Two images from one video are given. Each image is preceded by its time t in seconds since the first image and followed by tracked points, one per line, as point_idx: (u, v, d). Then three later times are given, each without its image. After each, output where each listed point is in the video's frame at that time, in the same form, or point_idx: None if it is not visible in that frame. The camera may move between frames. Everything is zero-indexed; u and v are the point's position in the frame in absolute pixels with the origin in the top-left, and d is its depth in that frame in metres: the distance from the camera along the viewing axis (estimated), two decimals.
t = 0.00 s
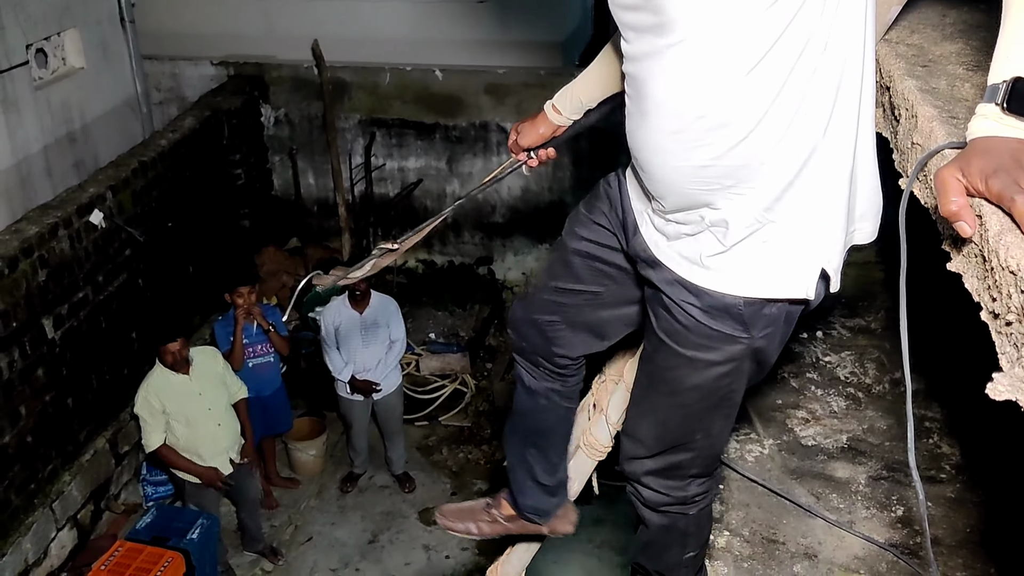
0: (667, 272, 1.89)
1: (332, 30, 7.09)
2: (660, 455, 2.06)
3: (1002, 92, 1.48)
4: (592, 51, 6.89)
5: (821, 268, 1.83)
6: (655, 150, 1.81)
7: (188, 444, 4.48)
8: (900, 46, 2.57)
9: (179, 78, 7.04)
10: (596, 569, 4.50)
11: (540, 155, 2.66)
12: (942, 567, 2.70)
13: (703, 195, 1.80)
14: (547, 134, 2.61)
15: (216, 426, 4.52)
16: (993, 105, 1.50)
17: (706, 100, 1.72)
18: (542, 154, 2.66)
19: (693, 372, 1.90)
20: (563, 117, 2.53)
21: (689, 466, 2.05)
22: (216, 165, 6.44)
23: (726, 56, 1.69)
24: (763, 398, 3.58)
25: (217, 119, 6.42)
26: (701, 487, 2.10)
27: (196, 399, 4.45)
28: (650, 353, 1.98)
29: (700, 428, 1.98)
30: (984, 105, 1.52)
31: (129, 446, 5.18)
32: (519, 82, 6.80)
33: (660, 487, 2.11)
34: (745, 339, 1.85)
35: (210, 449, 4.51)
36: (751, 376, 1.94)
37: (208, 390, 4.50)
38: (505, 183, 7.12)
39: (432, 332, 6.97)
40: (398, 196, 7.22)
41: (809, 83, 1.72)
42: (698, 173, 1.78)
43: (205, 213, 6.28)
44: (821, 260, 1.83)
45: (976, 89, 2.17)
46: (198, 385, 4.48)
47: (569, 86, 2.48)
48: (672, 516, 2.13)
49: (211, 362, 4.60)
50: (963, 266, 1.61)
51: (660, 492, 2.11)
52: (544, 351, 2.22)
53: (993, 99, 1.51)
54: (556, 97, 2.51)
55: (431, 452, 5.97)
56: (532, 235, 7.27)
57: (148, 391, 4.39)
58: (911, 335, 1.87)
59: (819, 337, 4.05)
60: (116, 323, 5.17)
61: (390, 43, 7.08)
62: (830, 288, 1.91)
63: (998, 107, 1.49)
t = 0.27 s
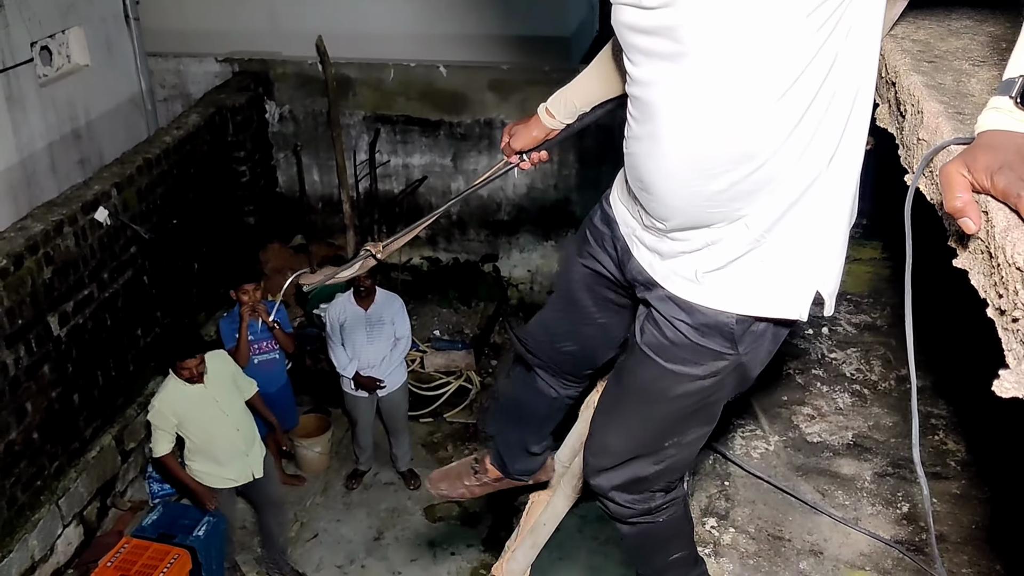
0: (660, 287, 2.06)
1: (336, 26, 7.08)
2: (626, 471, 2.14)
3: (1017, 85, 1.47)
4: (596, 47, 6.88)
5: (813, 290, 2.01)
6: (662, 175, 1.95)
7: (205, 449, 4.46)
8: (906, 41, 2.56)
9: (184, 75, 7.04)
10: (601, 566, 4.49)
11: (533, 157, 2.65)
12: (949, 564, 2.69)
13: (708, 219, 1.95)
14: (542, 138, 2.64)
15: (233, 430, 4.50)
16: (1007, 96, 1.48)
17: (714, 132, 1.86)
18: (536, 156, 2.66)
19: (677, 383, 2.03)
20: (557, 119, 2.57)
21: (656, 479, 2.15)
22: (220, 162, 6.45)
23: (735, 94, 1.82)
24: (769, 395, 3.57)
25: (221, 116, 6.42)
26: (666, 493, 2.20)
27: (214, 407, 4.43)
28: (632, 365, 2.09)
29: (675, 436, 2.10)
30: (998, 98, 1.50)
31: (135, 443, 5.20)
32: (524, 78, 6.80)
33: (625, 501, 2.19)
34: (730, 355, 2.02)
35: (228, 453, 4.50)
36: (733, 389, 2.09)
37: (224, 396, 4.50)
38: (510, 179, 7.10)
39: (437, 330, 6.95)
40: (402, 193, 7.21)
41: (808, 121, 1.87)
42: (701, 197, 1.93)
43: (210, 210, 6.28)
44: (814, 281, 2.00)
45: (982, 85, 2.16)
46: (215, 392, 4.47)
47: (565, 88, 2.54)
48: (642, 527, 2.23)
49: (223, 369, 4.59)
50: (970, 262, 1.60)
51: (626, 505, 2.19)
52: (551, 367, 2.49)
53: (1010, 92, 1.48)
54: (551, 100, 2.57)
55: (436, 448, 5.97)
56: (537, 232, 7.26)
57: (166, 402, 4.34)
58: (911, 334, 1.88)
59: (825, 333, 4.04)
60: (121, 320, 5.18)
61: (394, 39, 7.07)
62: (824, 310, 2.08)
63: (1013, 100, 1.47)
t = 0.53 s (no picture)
0: (660, 310, 2.13)
1: (342, 23, 7.08)
2: (605, 488, 2.23)
3: None
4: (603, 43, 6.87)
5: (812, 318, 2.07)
6: (672, 207, 2.00)
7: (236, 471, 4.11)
8: (914, 37, 2.56)
9: (190, 72, 7.05)
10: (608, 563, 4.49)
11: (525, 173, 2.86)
12: (956, 560, 2.69)
13: (711, 249, 2.01)
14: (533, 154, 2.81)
15: (263, 454, 4.08)
16: (1019, 90, 1.47)
17: (724, 169, 1.91)
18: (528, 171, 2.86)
19: (667, 401, 2.09)
20: (549, 140, 2.73)
21: (635, 499, 2.24)
22: (227, 159, 6.46)
23: (749, 133, 1.87)
24: (778, 392, 3.56)
25: (228, 113, 6.42)
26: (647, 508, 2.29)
27: (248, 421, 4.03)
28: (625, 380, 2.15)
29: (658, 455, 2.19)
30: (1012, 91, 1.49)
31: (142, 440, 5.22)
32: (529, 75, 6.79)
33: (607, 513, 2.28)
34: (724, 376, 2.08)
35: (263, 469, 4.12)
36: (723, 411, 2.16)
37: (260, 414, 4.08)
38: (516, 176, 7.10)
39: (443, 327, 6.99)
40: (408, 190, 7.21)
41: (817, 159, 1.93)
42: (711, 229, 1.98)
43: (217, 207, 6.30)
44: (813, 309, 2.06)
45: (990, 80, 2.16)
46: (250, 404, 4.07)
47: (556, 111, 2.69)
48: (626, 536, 2.35)
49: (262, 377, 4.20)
50: (978, 257, 1.60)
51: (608, 517, 2.29)
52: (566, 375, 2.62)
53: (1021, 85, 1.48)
54: (541, 121, 2.72)
55: (442, 445, 5.98)
56: (543, 229, 7.25)
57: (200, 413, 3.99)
58: (917, 332, 1.88)
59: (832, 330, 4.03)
60: (128, 317, 5.20)
61: (400, 36, 7.06)
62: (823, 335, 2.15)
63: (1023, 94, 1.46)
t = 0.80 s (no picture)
0: (671, 317, 2.14)
1: (347, 21, 7.08)
2: (608, 490, 2.23)
3: None
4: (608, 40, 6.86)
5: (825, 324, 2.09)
6: (685, 217, 2.03)
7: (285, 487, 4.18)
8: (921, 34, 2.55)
9: (196, 69, 7.06)
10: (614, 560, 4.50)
11: (532, 191, 2.84)
12: (963, 556, 2.68)
13: (724, 256, 2.04)
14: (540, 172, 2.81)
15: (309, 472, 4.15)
16: None
17: (736, 179, 1.93)
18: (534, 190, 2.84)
19: (675, 402, 2.12)
20: (557, 154, 2.73)
21: (636, 501, 2.24)
22: (232, 157, 6.47)
23: (762, 144, 1.90)
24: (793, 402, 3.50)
25: (233, 111, 6.43)
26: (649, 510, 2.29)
27: (296, 447, 4.07)
28: (632, 381, 2.16)
29: (663, 456, 2.21)
30: None
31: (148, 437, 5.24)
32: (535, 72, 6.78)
33: (609, 515, 2.28)
34: (734, 380, 2.11)
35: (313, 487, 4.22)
36: (730, 417, 2.19)
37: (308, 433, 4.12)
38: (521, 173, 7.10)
39: (449, 324, 7.01)
40: (414, 187, 7.21)
41: (828, 168, 1.95)
42: (723, 237, 2.01)
43: (222, 205, 6.31)
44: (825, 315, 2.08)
45: (998, 77, 2.15)
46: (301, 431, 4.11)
47: (565, 125, 2.71)
48: (628, 537, 2.34)
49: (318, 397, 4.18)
50: (987, 254, 1.59)
51: (609, 519, 2.29)
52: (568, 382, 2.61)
53: None
54: (550, 135, 2.73)
55: (447, 442, 5.99)
56: (549, 226, 7.25)
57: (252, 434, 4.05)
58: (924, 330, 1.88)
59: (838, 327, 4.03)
60: (135, 314, 5.21)
61: (405, 34, 7.06)
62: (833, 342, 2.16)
63: None
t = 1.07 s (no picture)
0: (677, 306, 2.18)
1: (351, 17, 7.07)
2: (613, 475, 2.29)
3: None
4: (612, 37, 6.84)
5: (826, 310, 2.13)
6: (688, 207, 2.07)
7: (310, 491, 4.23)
8: (926, 28, 2.54)
9: (200, 67, 7.06)
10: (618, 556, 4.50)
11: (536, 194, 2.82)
12: (968, 552, 2.68)
13: (727, 245, 2.09)
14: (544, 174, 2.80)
15: (336, 480, 4.19)
16: None
17: (737, 168, 1.97)
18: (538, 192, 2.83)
19: (679, 388, 2.18)
20: (560, 154, 2.74)
21: (641, 487, 2.30)
22: (237, 154, 6.47)
23: (763, 133, 1.94)
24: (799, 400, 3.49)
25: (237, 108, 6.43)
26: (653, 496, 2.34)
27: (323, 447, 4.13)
28: (637, 368, 2.22)
29: (665, 442, 2.27)
30: None
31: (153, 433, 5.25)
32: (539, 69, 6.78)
33: (613, 501, 2.33)
34: (737, 367, 2.17)
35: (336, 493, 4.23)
36: (733, 405, 2.25)
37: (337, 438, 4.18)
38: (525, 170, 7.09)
39: (453, 321, 6.91)
40: (418, 184, 7.21)
41: (828, 155, 1.99)
42: (726, 226, 2.05)
43: (227, 202, 6.31)
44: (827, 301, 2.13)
45: (1003, 70, 2.14)
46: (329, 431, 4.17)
47: (567, 126, 2.72)
48: (632, 525, 2.39)
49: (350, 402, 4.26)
50: (992, 248, 1.59)
51: (613, 505, 2.34)
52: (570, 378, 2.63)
53: None
54: (552, 136, 2.74)
55: (452, 439, 6.00)
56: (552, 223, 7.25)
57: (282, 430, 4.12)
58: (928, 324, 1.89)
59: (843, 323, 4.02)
60: (140, 311, 5.22)
61: (409, 31, 7.06)
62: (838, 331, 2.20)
63: None
